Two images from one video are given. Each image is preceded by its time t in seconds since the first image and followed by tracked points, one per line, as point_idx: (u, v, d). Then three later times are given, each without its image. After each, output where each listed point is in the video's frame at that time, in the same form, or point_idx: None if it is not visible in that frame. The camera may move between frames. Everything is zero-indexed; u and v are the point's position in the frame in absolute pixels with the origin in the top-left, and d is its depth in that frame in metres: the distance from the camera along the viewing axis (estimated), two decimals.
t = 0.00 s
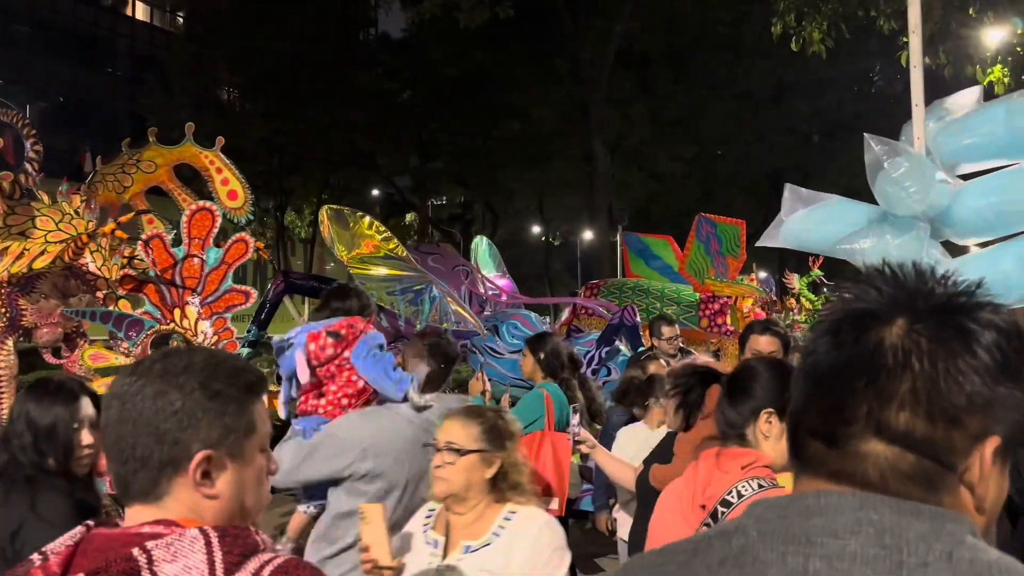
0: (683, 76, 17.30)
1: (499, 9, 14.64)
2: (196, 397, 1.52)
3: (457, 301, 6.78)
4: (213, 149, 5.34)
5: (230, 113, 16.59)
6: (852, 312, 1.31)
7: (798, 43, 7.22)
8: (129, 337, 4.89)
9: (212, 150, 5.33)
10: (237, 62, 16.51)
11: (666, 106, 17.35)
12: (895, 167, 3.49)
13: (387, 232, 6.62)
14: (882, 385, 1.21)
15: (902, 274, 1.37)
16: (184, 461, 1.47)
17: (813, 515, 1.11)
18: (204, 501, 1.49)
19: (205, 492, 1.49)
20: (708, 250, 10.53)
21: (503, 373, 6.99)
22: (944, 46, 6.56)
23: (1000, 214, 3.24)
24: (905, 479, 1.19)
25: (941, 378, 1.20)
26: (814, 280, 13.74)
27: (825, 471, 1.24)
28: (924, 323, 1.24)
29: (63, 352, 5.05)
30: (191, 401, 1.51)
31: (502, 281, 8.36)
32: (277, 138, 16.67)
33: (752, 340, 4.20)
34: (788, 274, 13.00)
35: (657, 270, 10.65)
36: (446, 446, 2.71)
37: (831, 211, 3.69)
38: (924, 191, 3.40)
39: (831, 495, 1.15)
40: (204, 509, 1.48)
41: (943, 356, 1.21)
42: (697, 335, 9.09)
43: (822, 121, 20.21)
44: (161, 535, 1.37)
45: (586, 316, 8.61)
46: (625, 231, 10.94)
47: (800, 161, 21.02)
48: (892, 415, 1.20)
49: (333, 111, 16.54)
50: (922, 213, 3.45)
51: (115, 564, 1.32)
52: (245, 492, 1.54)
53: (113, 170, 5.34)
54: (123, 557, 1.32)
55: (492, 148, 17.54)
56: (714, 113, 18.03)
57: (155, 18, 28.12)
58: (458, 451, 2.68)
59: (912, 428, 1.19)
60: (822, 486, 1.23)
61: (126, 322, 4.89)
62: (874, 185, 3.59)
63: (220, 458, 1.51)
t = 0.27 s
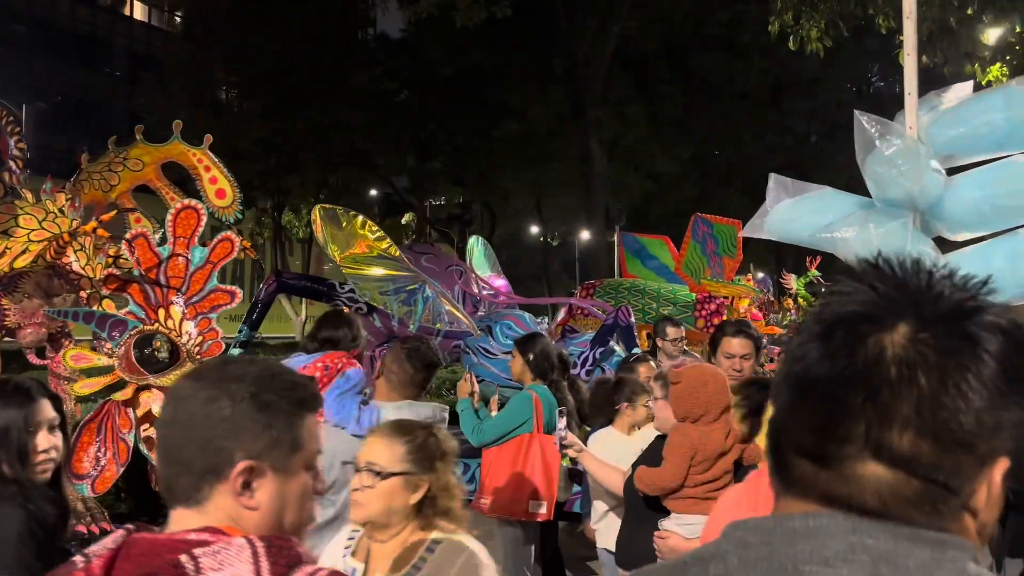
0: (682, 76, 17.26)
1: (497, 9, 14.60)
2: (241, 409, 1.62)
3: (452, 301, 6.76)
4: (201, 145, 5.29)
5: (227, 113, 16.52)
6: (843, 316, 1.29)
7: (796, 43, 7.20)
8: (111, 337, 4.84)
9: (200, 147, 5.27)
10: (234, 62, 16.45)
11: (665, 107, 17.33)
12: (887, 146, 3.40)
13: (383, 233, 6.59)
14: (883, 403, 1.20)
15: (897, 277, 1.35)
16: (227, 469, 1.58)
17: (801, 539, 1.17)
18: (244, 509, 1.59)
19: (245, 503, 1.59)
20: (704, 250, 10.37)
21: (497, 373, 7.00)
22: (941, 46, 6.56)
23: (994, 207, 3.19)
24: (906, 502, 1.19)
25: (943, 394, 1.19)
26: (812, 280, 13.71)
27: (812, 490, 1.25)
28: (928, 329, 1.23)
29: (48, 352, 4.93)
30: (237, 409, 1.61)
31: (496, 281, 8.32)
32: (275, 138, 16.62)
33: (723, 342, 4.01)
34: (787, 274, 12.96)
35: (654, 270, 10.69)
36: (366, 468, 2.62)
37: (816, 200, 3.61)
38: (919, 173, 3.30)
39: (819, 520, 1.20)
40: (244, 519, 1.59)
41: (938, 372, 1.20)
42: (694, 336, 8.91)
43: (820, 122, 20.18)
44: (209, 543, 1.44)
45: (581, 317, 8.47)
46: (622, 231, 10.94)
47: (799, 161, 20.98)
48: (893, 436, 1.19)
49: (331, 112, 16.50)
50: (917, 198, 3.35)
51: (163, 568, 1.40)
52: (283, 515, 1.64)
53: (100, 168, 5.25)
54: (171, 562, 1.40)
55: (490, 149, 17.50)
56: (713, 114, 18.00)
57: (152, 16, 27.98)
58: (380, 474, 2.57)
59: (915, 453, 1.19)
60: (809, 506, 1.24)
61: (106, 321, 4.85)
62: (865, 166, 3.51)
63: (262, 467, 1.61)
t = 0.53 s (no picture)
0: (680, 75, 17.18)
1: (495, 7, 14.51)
2: (387, 412, 1.55)
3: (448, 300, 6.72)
4: (193, 143, 5.28)
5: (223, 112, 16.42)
6: (897, 312, 1.11)
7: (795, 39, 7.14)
8: (99, 335, 4.83)
9: (193, 144, 5.26)
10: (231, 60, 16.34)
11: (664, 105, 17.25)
12: (873, 135, 3.38)
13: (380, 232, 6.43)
14: (949, 417, 1.03)
15: (958, 266, 1.16)
16: (369, 470, 1.52)
17: (848, 561, 1.04)
18: (380, 514, 1.54)
19: (381, 510, 1.54)
20: (703, 249, 10.35)
21: (493, 373, 7.00)
22: (941, 42, 6.50)
23: (998, 198, 3.11)
24: (969, 529, 1.04)
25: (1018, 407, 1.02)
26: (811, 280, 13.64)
27: (854, 510, 1.10)
28: (997, 330, 1.05)
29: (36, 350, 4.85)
30: (381, 411, 1.55)
31: (494, 280, 8.27)
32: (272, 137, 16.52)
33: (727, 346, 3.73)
34: (786, 274, 12.89)
35: (653, 269, 10.60)
36: (278, 486, 2.14)
37: (815, 189, 3.64)
38: (903, 163, 3.28)
39: (863, 544, 1.06)
40: (381, 523, 1.54)
41: (1011, 383, 1.03)
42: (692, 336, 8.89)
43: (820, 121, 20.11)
44: (348, 550, 1.42)
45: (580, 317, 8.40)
46: (621, 230, 10.84)
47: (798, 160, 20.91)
48: (960, 456, 1.03)
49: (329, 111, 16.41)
50: (903, 188, 3.32)
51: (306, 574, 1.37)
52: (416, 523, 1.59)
53: (90, 165, 5.17)
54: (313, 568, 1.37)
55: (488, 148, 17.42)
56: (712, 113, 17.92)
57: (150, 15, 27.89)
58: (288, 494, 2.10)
59: (982, 474, 1.03)
60: (848, 527, 1.10)
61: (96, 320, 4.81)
62: (851, 154, 3.51)
63: (400, 475, 1.55)
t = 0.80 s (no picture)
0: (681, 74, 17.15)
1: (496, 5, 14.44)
2: (537, 404, 1.65)
3: (447, 299, 6.69)
4: (189, 138, 5.21)
5: (223, 110, 16.32)
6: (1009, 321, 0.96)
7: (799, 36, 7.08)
8: (91, 334, 4.78)
9: (188, 140, 5.20)
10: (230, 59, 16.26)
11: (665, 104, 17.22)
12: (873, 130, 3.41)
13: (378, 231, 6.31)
14: None
15: None
16: (515, 461, 1.61)
17: None
18: (523, 508, 1.61)
19: (526, 504, 1.61)
20: (705, 248, 10.34)
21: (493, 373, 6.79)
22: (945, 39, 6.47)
23: (1004, 189, 2.94)
24: None
25: None
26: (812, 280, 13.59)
27: (998, 549, 0.96)
28: None
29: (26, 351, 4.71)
30: (531, 401, 1.65)
31: (494, 280, 8.17)
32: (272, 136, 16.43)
33: (753, 353, 3.72)
34: (787, 273, 12.86)
35: (654, 269, 10.44)
36: (147, 515, 2.06)
37: (816, 185, 3.59)
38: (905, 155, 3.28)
39: None
40: (522, 518, 1.61)
41: None
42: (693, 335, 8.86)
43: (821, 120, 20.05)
44: (487, 547, 1.44)
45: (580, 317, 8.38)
46: (621, 229, 10.72)
47: (799, 159, 20.85)
48: None
49: (329, 110, 16.35)
50: (906, 181, 3.31)
51: (444, 564, 1.41)
52: (556, 524, 1.65)
53: (83, 161, 5.12)
54: (451, 560, 1.41)
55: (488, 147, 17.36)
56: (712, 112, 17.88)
57: (150, 14, 27.84)
58: (162, 527, 2.02)
59: None
60: None
61: (85, 318, 4.76)
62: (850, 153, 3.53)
63: (546, 468, 1.63)
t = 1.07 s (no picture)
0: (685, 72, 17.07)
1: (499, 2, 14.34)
2: (674, 411, 1.56)
3: (451, 297, 6.59)
4: (188, 133, 5.14)
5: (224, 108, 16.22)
6: None
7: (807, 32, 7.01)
8: (90, 332, 4.70)
9: (188, 135, 5.13)
10: (231, 57, 16.16)
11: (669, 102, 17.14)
12: (883, 108, 3.25)
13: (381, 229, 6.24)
14: None
15: None
16: (647, 472, 1.54)
17: None
18: (657, 521, 1.54)
19: (660, 518, 1.54)
20: (710, 247, 10.38)
21: (499, 372, 6.87)
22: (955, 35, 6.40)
23: None
24: None
25: None
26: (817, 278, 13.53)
27: None
28: None
29: (26, 348, 4.65)
30: (666, 407, 1.57)
31: (498, 278, 8.09)
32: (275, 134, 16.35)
33: (794, 356, 3.70)
34: (793, 272, 12.79)
35: (659, 267, 10.26)
36: None
37: (827, 178, 3.46)
38: (918, 135, 3.12)
39: None
40: (658, 531, 1.54)
41: None
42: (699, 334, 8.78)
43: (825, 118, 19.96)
44: (602, 560, 1.43)
45: (585, 315, 8.30)
46: (625, 228, 10.55)
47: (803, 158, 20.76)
48: None
49: (332, 107, 16.28)
50: (919, 164, 3.16)
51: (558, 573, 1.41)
52: (691, 539, 1.56)
53: (83, 157, 5.08)
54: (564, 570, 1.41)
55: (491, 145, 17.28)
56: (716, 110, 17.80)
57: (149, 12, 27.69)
58: None
59: None
60: None
61: (86, 317, 4.68)
62: (861, 130, 3.39)
63: (682, 480, 1.55)
